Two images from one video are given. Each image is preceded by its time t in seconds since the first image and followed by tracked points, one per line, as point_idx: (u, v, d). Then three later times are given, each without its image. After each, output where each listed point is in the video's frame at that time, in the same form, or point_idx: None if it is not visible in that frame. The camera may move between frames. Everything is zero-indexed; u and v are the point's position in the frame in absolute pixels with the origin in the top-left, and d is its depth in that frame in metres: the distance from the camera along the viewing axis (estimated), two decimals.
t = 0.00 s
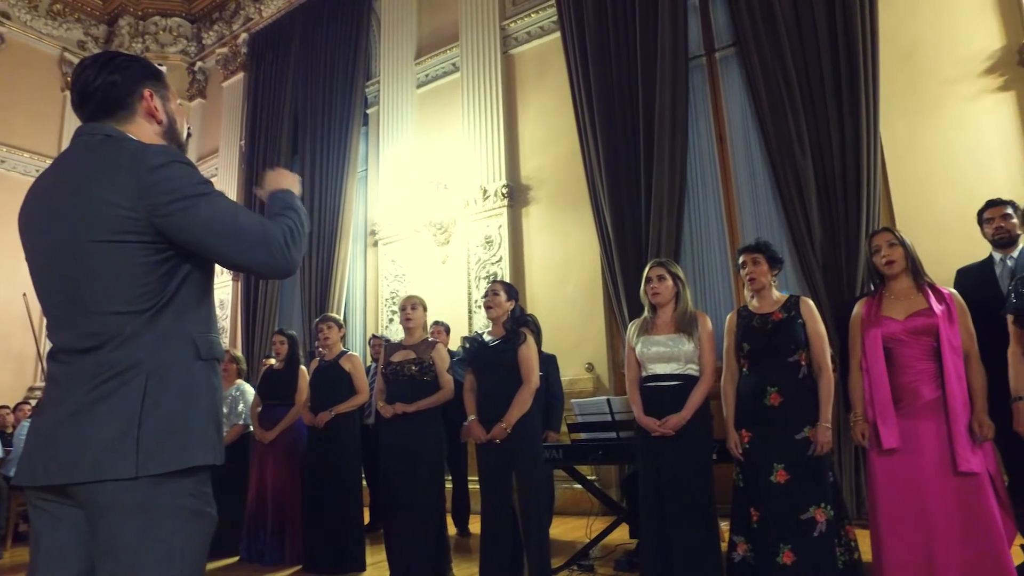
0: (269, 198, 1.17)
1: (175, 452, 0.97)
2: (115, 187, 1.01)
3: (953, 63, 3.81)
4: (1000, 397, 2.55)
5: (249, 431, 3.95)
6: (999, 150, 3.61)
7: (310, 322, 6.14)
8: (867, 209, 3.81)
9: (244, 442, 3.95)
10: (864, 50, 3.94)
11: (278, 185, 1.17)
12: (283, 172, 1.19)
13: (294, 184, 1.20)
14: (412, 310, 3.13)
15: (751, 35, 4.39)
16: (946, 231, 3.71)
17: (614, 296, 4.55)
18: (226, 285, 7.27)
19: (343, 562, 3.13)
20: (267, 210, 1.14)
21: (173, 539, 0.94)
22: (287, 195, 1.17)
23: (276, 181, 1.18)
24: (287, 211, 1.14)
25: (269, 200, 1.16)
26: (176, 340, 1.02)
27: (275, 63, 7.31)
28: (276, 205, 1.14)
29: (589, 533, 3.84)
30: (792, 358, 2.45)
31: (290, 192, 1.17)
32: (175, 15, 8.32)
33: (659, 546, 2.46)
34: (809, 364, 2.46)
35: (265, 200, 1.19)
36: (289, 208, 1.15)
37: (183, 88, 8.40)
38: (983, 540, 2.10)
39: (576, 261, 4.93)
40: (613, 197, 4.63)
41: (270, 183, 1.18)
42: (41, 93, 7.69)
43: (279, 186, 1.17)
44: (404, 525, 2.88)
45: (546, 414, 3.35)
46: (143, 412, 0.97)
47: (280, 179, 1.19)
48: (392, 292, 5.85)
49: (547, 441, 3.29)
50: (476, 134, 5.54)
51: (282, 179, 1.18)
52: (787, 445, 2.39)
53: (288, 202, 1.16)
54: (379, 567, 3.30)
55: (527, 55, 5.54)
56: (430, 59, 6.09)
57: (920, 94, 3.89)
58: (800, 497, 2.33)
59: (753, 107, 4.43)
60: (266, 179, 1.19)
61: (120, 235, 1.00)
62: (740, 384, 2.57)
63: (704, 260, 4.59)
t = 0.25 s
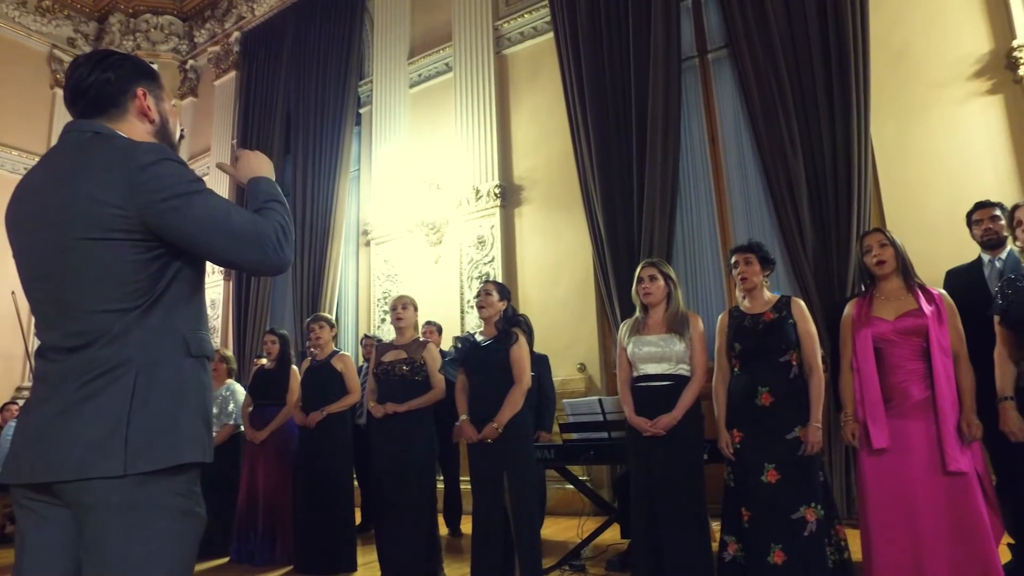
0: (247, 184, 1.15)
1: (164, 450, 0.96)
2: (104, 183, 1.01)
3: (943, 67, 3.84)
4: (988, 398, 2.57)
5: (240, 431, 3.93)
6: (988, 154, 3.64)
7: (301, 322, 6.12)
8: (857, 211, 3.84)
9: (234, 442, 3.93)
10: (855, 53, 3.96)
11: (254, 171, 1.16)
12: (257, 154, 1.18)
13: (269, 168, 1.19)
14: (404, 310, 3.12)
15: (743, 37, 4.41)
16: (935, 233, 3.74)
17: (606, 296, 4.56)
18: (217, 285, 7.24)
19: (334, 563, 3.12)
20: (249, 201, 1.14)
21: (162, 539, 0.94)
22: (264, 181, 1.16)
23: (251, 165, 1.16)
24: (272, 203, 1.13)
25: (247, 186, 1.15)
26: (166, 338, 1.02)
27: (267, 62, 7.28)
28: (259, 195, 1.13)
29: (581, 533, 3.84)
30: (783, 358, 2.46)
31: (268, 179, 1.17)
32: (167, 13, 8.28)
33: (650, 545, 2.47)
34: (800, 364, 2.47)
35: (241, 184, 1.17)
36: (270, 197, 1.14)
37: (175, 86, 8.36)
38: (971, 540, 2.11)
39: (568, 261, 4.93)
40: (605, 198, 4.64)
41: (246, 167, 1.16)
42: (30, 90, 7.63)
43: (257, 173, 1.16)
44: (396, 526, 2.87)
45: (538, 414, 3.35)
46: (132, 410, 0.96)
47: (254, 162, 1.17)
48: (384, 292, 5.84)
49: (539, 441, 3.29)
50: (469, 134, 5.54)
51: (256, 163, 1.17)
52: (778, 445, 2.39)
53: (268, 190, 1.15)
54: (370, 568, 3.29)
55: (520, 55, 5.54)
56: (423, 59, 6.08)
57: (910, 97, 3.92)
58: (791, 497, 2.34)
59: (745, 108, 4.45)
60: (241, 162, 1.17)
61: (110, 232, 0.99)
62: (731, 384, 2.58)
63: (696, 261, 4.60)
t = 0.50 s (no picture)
0: (255, 194, 1.16)
1: (154, 451, 0.96)
2: (92, 182, 1.00)
3: (933, 69, 3.86)
4: (977, 398, 2.59)
5: (232, 431, 3.92)
6: (978, 156, 3.67)
7: (294, 322, 6.10)
8: (850, 212, 3.85)
9: (226, 442, 3.92)
10: (847, 55, 3.98)
11: (264, 182, 1.16)
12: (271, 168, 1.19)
13: (280, 181, 1.19)
14: (394, 311, 3.11)
15: (736, 39, 4.42)
16: (925, 235, 3.76)
17: (599, 297, 4.56)
18: (210, 284, 7.21)
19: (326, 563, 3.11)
20: (252, 208, 1.14)
21: (151, 540, 0.93)
22: (273, 193, 1.16)
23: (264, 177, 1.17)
24: (272, 210, 1.13)
25: (255, 197, 1.15)
26: (155, 339, 1.01)
27: (260, 61, 7.25)
28: (263, 204, 1.13)
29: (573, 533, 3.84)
30: (774, 358, 2.47)
31: (277, 191, 1.17)
32: (159, 11, 8.24)
33: (642, 545, 2.47)
34: (791, 365, 2.48)
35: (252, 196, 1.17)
36: (275, 207, 1.14)
37: (167, 85, 8.33)
38: (960, 539, 2.13)
39: (561, 262, 4.94)
40: (599, 199, 4.64)
41: (258, 178, 1.17)
42: (21, 87, 7.57)
43: (266, 184, 1.16)
44: (388, 526, 2.87)
45: (530, 414, 3.35)
46: (121, 411, 0.96)
47: (266, 175, 1.18)
48: (377, 292, 5.83)
49: (532, 441, 3.29)
50: (462, 134, 5.54)
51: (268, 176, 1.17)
52: (769, 445, 2.40)
53: (275, 201, 1.15)
54: (362, 568, 3.28)
55: (514, 55, 5.54)
56: (417, 59, 6.07)
57: (901, 100, 3.94)
58: (782, 497, 2.35)
59: (738, 110, 4.46)
60: (254, 174, 1.17)
61: (97, 231, 0.99)
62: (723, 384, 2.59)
63: (689, 262, 4.62)
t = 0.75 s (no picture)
0: (251, 201, 1.16)
1: (144, 452, 0.95)
2: (83, 181, 1.00)
3: (924, 72, 3.89)
4: (966, 399, 2.61)
5: (223, 431, 3.90)
6: (969, 159, 3.69)
7: (286, 322, 6.08)
8: (841, 214, 3.87)
9: (217, 443, 3.90)
10: (839, 58, 4.00)
11: (260, 189, 1.16)
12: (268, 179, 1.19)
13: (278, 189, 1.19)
14: (386, 312, 3.11)
15: (729, 41, 4.44)
16: (917, 237, 3.79)
17: (592, 297, 4.57)
18: (202, 284, 7.17)
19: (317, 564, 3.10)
20: (247, 213, 1.14)
21: (141, 539, 0.93)
22: (270, 200, 1.16)
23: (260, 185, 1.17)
24: (267, 214, 1.13)
25: (251, 203, 1.15)
26: (146, 339, 1.01)
27: (253, 60, 7.23)
28: (257, 208, 1.13)
29: (566, 534, 3.85)
30: (765, 359, 2.48)
31: (274, 198, 1.17)
32: (151, 9, 8.20)
33: (634, 545, 2.48)
34: (782, 366, 2.49)
35: (249, 204, 1.18)
36: (270, 212, 1.14)
37: (159, 83, 8.29)
38: (949, 538, 2.14)
39: (554, 262, 4.94)
40: (592, 199, 4.65)
41: (254, 186, 1.17)
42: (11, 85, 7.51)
43: (262, 191, 1.17)
44: (380, 526, 2.86)
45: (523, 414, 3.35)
46: (111, 411, 0.95)
47: (263, 184, 1.18)
48: (370, 292, 5.81)
49: (524, 441, 3.30)
50: (456, 134, 5.54)
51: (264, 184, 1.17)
52: (760, 445, 2.42)
53: (270, 207, 1.15)
54: (354, 569, 3.27)
55: (507, 56, 5.55)
56: (411, 59, 6.07)
57: (893, 103, 3.97)
58: (773, 497, 2.36)
59: (731, 111, 4.48)
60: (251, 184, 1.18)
61: (88, 230, 0.98)
62: (715, 385, 2.60)
63: (681, 263, 4.63)
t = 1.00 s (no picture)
0: (237, 194, 1.15)
1: (134, 451, 0.95)
2: (76, 178, 0.99)
3: (915, 76, 3.91)
4: (955, 400, 2.63)
5: (214, 432, 3.89)
6: (959, 161, 3.72)
7: (279, 322, 6.06)
8: (833, 216, 3.89)
9: (208, 443, 3.88)
10: (831, 61, 4.02)
11: (245, 180, 1.15)
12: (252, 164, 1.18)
13: (262, 178, 1.18)
14: (377, 312, 3.09)
15: (722, 42, 4.46)
16: (907, 239, 3.81)
17: (585, 298, 4.58)
18: (193, 283, 7.14)
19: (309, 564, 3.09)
20: (236, 207, 1.13)
21: (130, 539, 0.92)
22: (254, 190, 1.15)
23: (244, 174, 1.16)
24: (257, 209, 1.12)
25: (238, 196, 1.15)
26: (138, 338, 1.00)
27: (246, 59, 7.20)
28: (245, 203, 1.13)
29: (558, 534, 3.85)
30: (757, 360, 2.49)
31: (259, 189, 1.16)
32: (143, 7, 8.16)
33: (626, 546, 2.48)
34: (774, 366, 2.51)
35: (234, 194, 1.17)
36: (258, 206, 1.13)
37: (151, 82, 8.26)
38: (938, 538, 2.16)
39: (547, 262, 4.95)
40: (585, 200, 4.66)
41: (240, 178, 1.16)
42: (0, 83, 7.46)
43: (247, 182, 1.15)
44: (372, 526, 2.86)
45: (515, 414, 3.35)
46: (102, 410, 0.95)
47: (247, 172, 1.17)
48: (363, 292, 5.80)
49: (516, 442, 3.30)
50: (449, 134, 5.53)
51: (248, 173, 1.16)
52: (751, 445, 2.43)
53: (257, 200, 1.14)
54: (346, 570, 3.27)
55: (501, 56, 5.55)
56: (404, 59, 6.06)
57: (884, 105, 3.99)
58: (764, 497, 2.37)
59: (724, 113, 4.49)
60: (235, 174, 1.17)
61: (80, 228, 0.98)
62: (707, 386, 2.60)
63: (674, 264, 4.64)
